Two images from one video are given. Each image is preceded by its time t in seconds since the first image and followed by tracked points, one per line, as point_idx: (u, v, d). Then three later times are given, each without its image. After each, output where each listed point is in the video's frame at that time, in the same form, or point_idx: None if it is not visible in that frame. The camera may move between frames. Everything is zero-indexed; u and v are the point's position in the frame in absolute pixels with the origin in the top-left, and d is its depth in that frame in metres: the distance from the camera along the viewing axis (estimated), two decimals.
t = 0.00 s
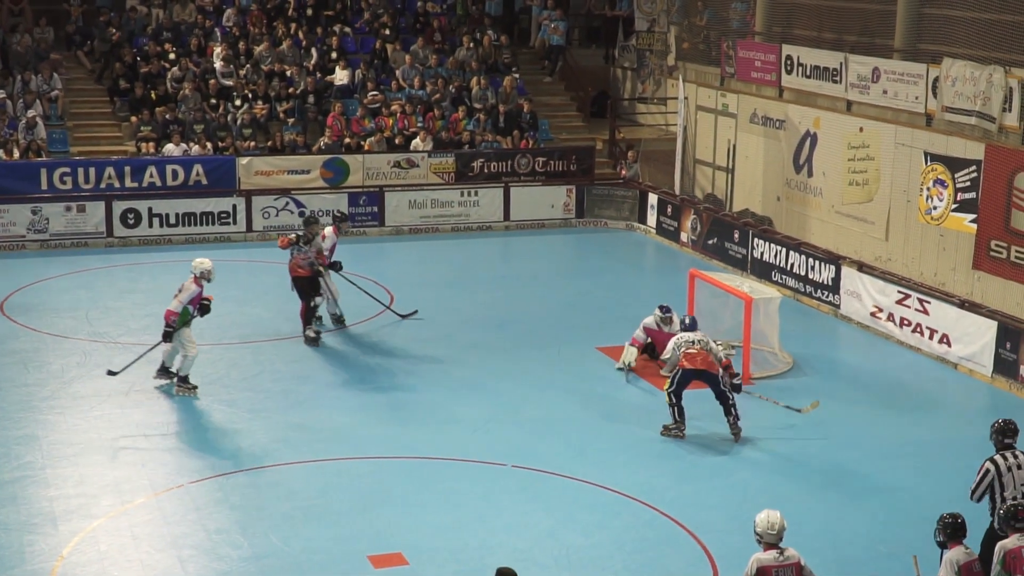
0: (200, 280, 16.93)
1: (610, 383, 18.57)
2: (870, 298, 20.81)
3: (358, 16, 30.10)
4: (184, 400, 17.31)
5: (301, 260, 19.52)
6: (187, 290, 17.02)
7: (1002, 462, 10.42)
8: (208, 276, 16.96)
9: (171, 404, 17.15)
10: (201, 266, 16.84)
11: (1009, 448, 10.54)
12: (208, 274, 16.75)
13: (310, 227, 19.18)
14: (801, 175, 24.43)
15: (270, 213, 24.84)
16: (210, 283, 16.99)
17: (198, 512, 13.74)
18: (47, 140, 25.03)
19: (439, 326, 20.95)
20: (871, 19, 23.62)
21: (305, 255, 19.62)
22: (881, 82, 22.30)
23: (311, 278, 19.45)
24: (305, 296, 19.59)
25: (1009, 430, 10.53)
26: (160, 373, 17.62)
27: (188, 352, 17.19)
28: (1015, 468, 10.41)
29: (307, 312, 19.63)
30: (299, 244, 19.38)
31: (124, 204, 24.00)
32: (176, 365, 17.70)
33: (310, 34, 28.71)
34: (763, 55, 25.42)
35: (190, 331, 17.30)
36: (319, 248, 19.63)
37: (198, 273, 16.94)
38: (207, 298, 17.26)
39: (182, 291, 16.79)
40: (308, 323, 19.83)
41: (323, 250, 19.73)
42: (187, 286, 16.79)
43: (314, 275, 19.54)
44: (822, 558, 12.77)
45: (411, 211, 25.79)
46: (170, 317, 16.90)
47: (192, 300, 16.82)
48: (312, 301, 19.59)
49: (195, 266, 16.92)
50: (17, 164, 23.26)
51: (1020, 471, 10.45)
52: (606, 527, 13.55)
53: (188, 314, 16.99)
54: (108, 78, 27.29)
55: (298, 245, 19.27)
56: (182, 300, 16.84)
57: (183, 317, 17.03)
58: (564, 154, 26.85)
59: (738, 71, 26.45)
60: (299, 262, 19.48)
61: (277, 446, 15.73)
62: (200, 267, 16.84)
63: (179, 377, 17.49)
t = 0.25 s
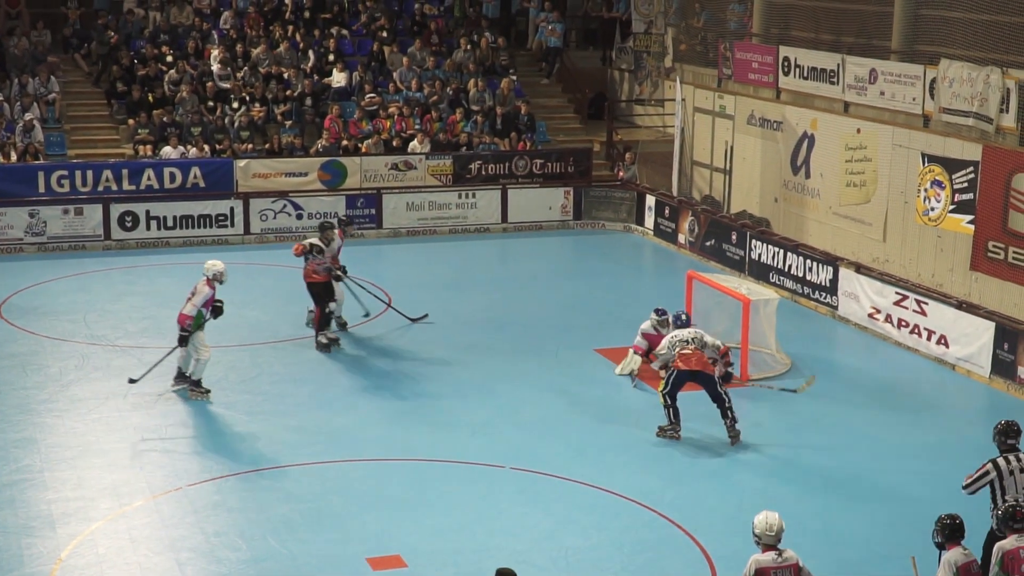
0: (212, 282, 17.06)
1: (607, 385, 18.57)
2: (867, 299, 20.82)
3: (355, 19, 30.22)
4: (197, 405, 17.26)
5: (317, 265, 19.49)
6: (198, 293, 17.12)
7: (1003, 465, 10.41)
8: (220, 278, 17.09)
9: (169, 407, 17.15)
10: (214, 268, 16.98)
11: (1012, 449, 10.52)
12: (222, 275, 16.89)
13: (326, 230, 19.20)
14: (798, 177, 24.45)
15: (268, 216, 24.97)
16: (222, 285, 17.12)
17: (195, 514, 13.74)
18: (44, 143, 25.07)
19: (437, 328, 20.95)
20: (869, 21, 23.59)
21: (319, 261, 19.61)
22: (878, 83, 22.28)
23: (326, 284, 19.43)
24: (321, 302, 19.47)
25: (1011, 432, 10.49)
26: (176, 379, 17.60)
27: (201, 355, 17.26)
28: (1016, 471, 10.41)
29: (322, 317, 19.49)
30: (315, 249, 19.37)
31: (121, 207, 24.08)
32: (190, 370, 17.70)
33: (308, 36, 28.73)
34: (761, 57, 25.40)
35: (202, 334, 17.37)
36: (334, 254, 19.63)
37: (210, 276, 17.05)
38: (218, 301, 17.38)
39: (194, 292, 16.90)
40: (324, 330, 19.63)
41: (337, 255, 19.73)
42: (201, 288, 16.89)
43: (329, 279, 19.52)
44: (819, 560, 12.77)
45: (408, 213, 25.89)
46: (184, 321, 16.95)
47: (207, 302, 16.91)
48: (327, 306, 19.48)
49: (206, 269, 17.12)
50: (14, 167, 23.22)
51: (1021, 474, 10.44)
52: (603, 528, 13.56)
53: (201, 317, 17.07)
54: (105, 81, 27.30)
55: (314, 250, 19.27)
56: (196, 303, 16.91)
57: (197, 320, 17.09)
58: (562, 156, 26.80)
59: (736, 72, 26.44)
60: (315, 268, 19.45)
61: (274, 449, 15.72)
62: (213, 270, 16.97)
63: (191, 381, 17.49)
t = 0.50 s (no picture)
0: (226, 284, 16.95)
1: (606, 386, 18.57)
2: (866, 300, 20.83)
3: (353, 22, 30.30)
4: (213, 408, 17.21)
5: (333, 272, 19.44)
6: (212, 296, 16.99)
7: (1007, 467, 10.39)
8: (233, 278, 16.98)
9: (168, 409, 17.15)
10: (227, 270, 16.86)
11: (1017, 451, 10.47)
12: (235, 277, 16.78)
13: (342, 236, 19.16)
14: (797, 178, 24.46)
15: (266, 218, 24.97)
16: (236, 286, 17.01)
17: (195, 517, 13.74)
18: (43, 146, 25.10)
19: (436, 330, 20.94)
20: (869, 24, 23.76)
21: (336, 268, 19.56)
22: (876, 84, 22.26)
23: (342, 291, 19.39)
24: (336, 308, 19.38)
25: (1017, 433, 10.42)
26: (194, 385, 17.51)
27: (216, 358, 17.18)
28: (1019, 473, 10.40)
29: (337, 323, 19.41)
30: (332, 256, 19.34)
31: (120, 210, 24.07)
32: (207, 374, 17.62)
33: (306, 38, 28.75)
34: (759, 58, 25.40)
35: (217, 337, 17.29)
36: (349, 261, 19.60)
37: (224, 278, 16.94)
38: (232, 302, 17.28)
39: (210, 296, 16.77)
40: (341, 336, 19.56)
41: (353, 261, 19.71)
42: (215, 291, 16.78)
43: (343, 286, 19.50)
44: (819, 561, 12.77)
45: (407, 216, 25.86)
46: (200, 325, 16.85)
47: (221, 305, 16.82)
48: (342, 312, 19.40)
49: (219, 271, 16.95)
50: (13, 170, 23.21)
51: None
52: (602, 531, 13.55)
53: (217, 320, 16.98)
54: (104, 83, 27.31)
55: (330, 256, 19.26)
56: (211, 306, 16.81)
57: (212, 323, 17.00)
58: (560, 158, 26.83)
59: (734, 74, 26.44)
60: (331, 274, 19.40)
61: (273, 452, 15.72)
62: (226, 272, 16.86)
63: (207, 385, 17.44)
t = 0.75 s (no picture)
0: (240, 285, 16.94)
1: (606, 388, 18.57)
2: (865, 301, 20.84)
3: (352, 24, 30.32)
4: (230, 412, 17.20)
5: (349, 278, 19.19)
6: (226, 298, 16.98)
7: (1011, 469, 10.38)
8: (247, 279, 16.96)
9: (167, 412, 17.15)
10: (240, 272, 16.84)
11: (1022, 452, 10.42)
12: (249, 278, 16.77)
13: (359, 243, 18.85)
14: (795, 179, 24.47)
15: (265, 221, 24.99)
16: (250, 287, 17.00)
17: (194, 519, 13.74)
18: (42, 149, 25.10)
19: (435, 332, 20.94)
20: (866, 25, 23.81)
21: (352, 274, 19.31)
22: (875, 85, 22.30)
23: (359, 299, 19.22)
24: (354, 315, 19.21)
25: (1021, 435, 10.36)
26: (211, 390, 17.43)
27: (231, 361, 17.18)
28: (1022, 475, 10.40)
29: (354, 330, 19.28)
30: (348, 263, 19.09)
31: (119, 213, 24.07)
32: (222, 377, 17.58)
33: (305, 40, 28.78)
34: (758, 60, 25.40)
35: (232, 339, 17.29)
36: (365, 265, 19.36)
37: (237, 280, 16.92)
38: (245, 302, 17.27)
39: (225, 299, 16.75)
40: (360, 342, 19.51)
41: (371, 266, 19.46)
42: (229, 294, 16.76)
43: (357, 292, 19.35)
44: (819, 562, 12.76)
45: (406, 218, 25.83)
46: (217, 328, 16.85)
47: (238, 307, 16.82)
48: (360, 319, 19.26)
49: (233, 273, 16.92)
50: (12, 173, 23.22)
51: None
52: (602, 532, 13.54)
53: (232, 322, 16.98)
54: (103, 86, 27.31)
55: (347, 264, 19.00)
56: (226, 309, 16.80)
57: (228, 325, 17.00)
58: (559, 160, 26.84)
59: (733, 76, 26.45)
60: (347, 281, 19.16)
61: (273, 454, 15.71)
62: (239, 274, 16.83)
63: (221, 389, 17.41)
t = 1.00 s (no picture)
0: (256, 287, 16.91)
1: (608, 390, 18.56)
2: (868, 303, 20.83)
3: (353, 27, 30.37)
4: (248, 416, 17.16)
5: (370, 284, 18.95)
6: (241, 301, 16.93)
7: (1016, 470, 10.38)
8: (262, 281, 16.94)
9: (170, 414, 17.13)
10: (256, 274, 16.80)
11: None
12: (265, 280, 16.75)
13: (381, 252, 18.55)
14: (797, 181, 24.47)
15: (267, 223, 25.09)
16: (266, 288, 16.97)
17: (197, 522, 13.72)
18: (44, 152, 25.10)
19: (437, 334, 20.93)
20: (867, 25, 23.63)
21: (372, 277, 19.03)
22: (877, 87, 22.26)
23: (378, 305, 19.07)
24: (373, 320, 19.10)
25: None
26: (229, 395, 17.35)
27: (249, 364, 17.14)
28: None
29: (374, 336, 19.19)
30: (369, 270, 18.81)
31: (121, 215, 24.07)
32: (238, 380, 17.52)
33: (307, 43, 28.81)
34: (759, 62, 25.38)
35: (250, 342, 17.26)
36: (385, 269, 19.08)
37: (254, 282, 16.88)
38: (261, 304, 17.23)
39: (242, 302, 16.71)
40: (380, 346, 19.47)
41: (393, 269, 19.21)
42: (247, 297, 16.73)
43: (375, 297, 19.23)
44: (823, 564, 12.75)
45: (409, 220, 25.87)
46: (236, 332, 16.81)
47: (256, 309, 16.80)
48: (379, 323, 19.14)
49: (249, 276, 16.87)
50: (14, 176, 23.20)
51: None
52: (605, 535, 13.52)
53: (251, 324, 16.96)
54: (104, 89, 27.32)
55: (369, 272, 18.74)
56: (245, 312, 16.77)
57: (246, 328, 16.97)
58: (561, 162, 26.79)
59: (734, 78, 26.48)
60: (369, 286, 18.90)
61: (275, 456, 15.70)
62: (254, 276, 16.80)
63: (238, 392, 17.36)
